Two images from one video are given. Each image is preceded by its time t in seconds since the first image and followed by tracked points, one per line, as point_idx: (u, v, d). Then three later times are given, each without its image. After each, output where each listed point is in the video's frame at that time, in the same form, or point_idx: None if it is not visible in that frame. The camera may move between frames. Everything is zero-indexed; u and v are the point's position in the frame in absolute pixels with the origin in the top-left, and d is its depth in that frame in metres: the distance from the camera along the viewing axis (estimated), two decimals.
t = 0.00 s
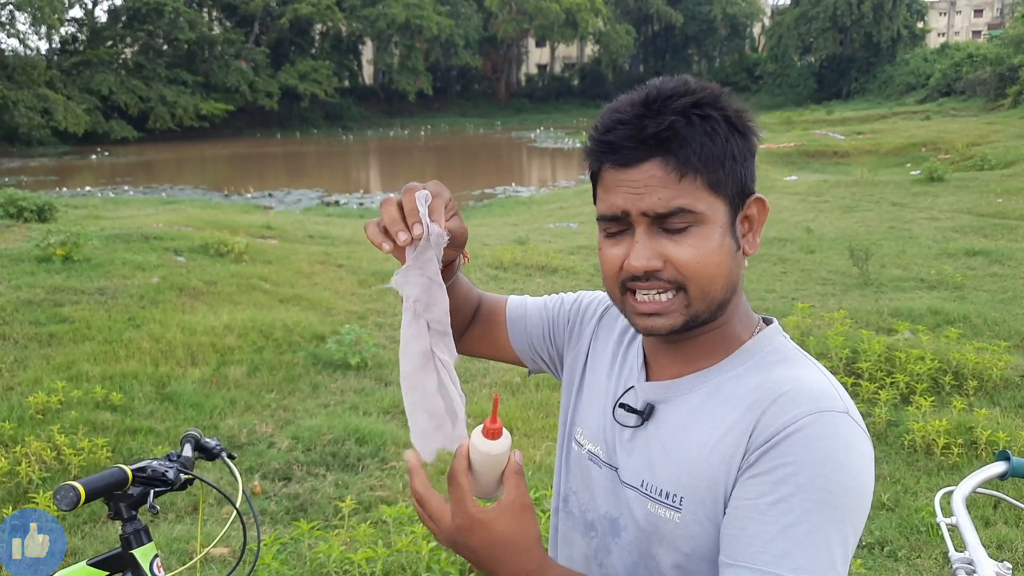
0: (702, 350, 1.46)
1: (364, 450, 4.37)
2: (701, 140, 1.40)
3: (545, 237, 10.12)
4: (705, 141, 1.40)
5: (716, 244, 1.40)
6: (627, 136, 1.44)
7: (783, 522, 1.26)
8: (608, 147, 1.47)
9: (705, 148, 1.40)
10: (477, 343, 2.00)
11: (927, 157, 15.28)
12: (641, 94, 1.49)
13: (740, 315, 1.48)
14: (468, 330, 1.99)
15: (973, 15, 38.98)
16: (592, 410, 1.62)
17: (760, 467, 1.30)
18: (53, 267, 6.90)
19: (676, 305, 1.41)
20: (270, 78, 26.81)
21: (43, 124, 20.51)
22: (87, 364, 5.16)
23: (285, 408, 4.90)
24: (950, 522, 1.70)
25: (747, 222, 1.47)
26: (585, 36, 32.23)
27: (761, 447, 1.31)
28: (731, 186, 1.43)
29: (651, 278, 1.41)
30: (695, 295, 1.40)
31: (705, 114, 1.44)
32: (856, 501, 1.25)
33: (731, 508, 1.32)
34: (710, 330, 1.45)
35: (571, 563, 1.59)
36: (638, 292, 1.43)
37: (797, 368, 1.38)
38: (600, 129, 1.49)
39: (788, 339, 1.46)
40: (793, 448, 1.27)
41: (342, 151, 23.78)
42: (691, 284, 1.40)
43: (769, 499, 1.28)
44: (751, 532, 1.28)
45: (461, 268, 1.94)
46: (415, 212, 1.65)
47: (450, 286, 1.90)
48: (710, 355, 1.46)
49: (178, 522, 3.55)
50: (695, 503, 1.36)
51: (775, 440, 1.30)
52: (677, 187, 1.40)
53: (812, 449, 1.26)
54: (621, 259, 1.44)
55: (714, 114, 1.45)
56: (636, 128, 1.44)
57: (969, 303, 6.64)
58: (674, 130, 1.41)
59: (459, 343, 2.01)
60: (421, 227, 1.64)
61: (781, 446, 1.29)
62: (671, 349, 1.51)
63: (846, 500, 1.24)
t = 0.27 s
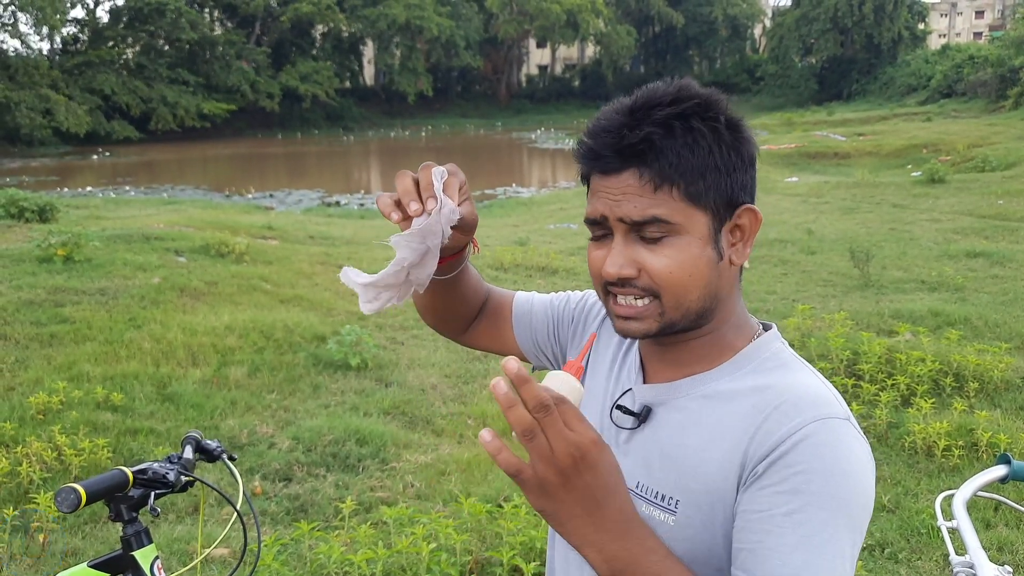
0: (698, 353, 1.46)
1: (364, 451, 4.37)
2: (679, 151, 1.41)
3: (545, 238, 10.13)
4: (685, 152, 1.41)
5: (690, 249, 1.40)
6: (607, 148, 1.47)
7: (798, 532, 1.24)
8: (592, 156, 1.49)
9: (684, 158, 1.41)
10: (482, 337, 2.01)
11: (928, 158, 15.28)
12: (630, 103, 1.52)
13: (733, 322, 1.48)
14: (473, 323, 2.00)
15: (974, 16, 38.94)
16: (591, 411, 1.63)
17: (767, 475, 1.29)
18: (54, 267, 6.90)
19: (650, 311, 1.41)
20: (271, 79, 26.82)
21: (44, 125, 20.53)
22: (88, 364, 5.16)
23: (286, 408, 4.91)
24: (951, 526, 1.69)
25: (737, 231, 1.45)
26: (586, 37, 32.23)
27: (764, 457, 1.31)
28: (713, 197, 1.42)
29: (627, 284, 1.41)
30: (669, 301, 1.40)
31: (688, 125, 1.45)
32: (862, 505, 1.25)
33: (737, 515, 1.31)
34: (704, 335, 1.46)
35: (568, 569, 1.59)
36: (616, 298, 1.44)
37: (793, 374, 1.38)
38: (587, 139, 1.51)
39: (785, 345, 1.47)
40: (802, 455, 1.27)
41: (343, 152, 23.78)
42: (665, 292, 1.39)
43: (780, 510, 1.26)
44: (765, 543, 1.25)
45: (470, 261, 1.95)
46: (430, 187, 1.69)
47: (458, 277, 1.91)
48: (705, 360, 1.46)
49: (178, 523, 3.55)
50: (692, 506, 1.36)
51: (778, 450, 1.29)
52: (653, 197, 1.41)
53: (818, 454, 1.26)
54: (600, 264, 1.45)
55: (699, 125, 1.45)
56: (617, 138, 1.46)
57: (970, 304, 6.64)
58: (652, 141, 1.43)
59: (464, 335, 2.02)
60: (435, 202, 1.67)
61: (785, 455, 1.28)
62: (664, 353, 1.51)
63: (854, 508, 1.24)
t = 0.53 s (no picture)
0: (723, 355, 1.45)
1: (365, 452, 4.37)
2: (732, 156, 1.41)
3: (546, 240, 10.13)
4: (736, 156, 1.42)
5: (744, 257, 1.41)
6: (660, 151, 1.42)
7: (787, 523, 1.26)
8: (636, 160, 1.44)
9: (737, 163, 1.41)
10: (480, 349, 2.01)
11: (930, 160, 15.27)
12: (667, 102, 1.48)
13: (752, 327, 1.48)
14: (471, 335, 2.00)
15: (977, 18, 38.92)
16: (595, 417, 1.63)
17: (766, 467, 1.31)
18: (56, 268, 6.91)
19: (703, 321, 1.40)
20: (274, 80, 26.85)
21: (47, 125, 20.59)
22: (90, 365, 5.16)
23: (287, 409, 4.91)
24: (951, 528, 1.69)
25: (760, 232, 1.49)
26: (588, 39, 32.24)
27: (767, 450, 1.32)
28: (755, 199, 1.44)
29: (684, 296, 1.39)
30: (723, 312, 1.40)
31: (731, 129, 1.45)
32: (860, 502, 1.26)
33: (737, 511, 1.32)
34: (722, 342, 1.45)
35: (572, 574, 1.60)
36: (665, 309, 1.42)
37: (806, 374, 1.40)
38: (627, 142, 1.47)
39: (794, 346, 1.48)
40: (803, 450, 1.28)
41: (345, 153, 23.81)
42: (721, 301, 1.39)
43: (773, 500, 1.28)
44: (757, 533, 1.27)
45: (467, 274, 1.94)
46: (421, 211, 1.67)
47: (455, 292, 1.90)
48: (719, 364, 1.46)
49: (179, 524, 3.56)
50: (702, 508, 1.37)
51: (782, 442, 1.30)
52: (711, 204, 1.39)
53: (823, 450, 1.27)
54: (650, 274, 1.42)
55: (740, 130, 1.46)
56: (668, 142, 1.42)
57: (972, 307, 6.63)
58: (708, 147, 1.40)
59: (462, 348, 2.02)
60: (426, 226, 1.65)
61: (788, 447, 1.29)
62: (677, 358, 1.50)
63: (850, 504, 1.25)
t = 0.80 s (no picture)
0: (729, 357, 1.46)
1: (367, 453, 4.37)
2: (741, 150, 1.42)
3: (549, 242, 10.12)
4: (745, 151, 1.43)
5: (751, 253, 1.41)
6: (669, 144, 1.43)
7: (798, 538, 1.24)
8: (644, 154, 1.46)
9: (745, 158, 1.43)
10: (486, 352, 2.00)
11: (933, 163, 15.25)
12: (673, 99, 1.50)
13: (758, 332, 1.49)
14: (476, 339, 2.00)
15: (980, 21, 38.89)
16: (599, 421, 1.62)
17: (776, 480, 1.29)
18: (59, 268, 6.92)
19: (712, 319, 1.40)
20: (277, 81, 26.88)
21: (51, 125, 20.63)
22: (92, 364, 5.17)
23: (289, 410, 4.90)
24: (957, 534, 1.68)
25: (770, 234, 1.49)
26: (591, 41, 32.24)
27: (776, 462, 1.30)
28: (762, 196, 1.45)
29: (690, 292, 1.40)
30: (730, 309, 1.40)
31: (741, 124, 1.47)
32: (874, 517, 1.24)
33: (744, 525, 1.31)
34: (727, 344, 1.45)
35: None
36: (671, 305, 1.42)
37: (815, 381, 1.39)
38: (635, 136, 1.48)
39: (802, 353, 1.47)
40: (812, 462, 1.26)
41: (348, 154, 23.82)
42: (728, 298, 1.39)
43: (786, 515, 1.26)
44: (767, 548, 1.26)
45: (473, 278, 1.94)
46: (433, 216, 1.68)
47: (461, 296, 1.90)
48: (723, 367, 1.46)
49: (180, 524, 3.55)
50: (705, 517, 1.35)
51: (790, 454, 1.29)
52: (718, 198, 1.40)
53: (833, 463, 1.25)
54: (656, 271, 1.42)
55: (748, 126, 1.48)
56: (676, 135, 1.44)
57: (975, 310, 6.61)
58: (715, 140, 1.42)
59: (467, 352, 2.02)
60: (437, 231, 1.65)
61: (795, 460, 1.28)
62: (683, 360, 1.50)
63: (864, 517, 1.23)
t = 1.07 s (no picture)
0: (729, 360, 1.46)
1: (369, 453, 4.36)
2: (738, 143, 1.43)
3: (551, 242, 10.11)
4: (742, 145, 1.43)
5: (739, 247, 1.41)
6: (664, 131, 1.46)
7: (831, 560, 1.24)
8: (642, 140, 1.49)
9: (741, 151, 1.43)
10: (491, 353, 1.99)
11: (936, 164, 15.22)
12: (681, 94, 1.52)
13: (761, 333, 1.48)
14: (480, 339, 1.99)
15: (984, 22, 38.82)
16: (602, 428, 1.61)
17: (796, 499, 1.29)
18: (62, 267, 6.93)
19: (693, 309, 1.40)
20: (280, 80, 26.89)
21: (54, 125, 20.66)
22: (95, 364, 5.17)
23: (291, 410, 4.90)
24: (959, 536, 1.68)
25: (774, 234, 1.48)
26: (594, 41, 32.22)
27: (792, 478, 1.30)
28: (762, 193, 1.44)
29: (672, 278, 1.41)
30: (715, 300, 1.40)
31: (744, 118, 1.47)
32: (898, 530, 1.25)
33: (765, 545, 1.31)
34: (730, 343, 1.46)
35: None
36: (655, 292, 1.43)
37: (823, 388, 1.39)
38: (635, 123, 1.51)
39: (808, 357, 1.47)
40: (831, 477, 1.27)
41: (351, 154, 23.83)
42: (712, 288, 1.40)
43: (815, 536, 1.26)
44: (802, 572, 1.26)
45: (475, 278, 1.94)
46: (428, 214, 1.67)
47: (464, 296, 1.90)
48: (725, 372, 1.47)
49: (183, 523, 3.55)
50: (715, 527, 1.35)
51: (807, 470, 1.29)
52: (708, 188, 1.41)
53: (852, 476, 1.26)
54: (643, 257, 1.44)
55: (753, 121, 1.48)
56: (673, 122, 1.46)
57: (978, 311, 6.60)
58: (709, 129, 1.43)
59: (471, 352, 2.01)
60: (432, 229, 1.65)
61: (813, 476, 1.28)
62: (684, 360, 1.51)
63: (892, 527, 1.24)
